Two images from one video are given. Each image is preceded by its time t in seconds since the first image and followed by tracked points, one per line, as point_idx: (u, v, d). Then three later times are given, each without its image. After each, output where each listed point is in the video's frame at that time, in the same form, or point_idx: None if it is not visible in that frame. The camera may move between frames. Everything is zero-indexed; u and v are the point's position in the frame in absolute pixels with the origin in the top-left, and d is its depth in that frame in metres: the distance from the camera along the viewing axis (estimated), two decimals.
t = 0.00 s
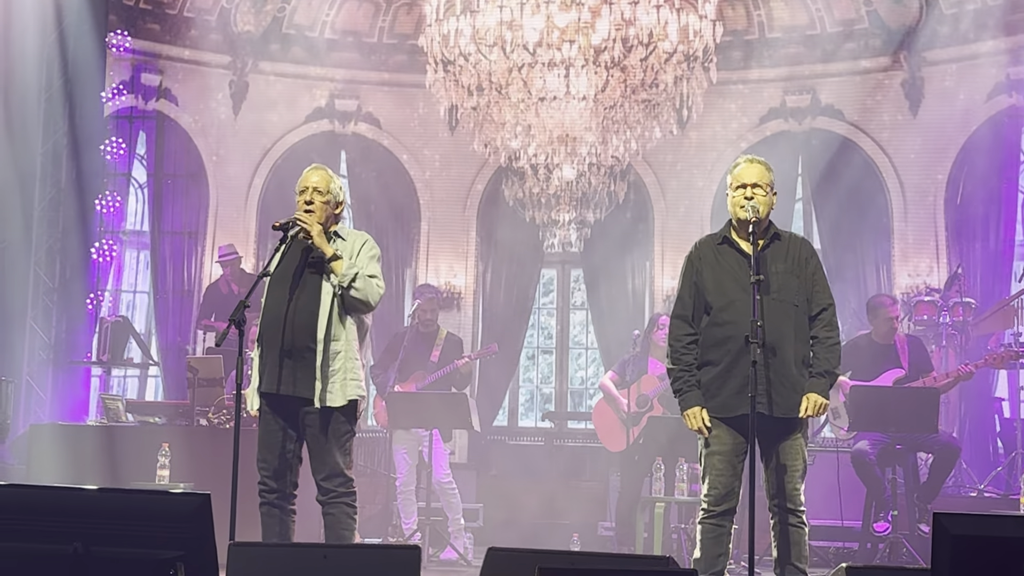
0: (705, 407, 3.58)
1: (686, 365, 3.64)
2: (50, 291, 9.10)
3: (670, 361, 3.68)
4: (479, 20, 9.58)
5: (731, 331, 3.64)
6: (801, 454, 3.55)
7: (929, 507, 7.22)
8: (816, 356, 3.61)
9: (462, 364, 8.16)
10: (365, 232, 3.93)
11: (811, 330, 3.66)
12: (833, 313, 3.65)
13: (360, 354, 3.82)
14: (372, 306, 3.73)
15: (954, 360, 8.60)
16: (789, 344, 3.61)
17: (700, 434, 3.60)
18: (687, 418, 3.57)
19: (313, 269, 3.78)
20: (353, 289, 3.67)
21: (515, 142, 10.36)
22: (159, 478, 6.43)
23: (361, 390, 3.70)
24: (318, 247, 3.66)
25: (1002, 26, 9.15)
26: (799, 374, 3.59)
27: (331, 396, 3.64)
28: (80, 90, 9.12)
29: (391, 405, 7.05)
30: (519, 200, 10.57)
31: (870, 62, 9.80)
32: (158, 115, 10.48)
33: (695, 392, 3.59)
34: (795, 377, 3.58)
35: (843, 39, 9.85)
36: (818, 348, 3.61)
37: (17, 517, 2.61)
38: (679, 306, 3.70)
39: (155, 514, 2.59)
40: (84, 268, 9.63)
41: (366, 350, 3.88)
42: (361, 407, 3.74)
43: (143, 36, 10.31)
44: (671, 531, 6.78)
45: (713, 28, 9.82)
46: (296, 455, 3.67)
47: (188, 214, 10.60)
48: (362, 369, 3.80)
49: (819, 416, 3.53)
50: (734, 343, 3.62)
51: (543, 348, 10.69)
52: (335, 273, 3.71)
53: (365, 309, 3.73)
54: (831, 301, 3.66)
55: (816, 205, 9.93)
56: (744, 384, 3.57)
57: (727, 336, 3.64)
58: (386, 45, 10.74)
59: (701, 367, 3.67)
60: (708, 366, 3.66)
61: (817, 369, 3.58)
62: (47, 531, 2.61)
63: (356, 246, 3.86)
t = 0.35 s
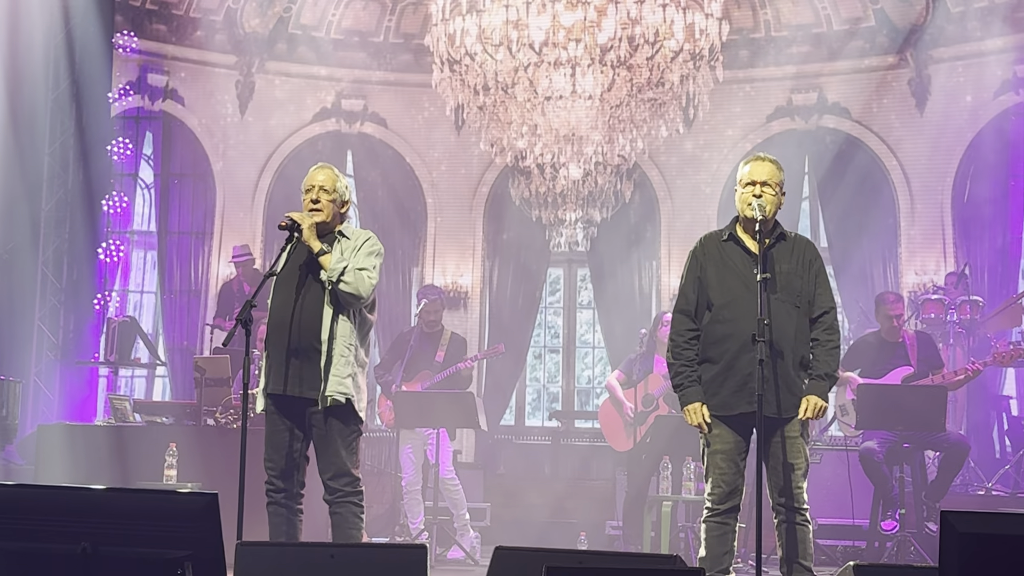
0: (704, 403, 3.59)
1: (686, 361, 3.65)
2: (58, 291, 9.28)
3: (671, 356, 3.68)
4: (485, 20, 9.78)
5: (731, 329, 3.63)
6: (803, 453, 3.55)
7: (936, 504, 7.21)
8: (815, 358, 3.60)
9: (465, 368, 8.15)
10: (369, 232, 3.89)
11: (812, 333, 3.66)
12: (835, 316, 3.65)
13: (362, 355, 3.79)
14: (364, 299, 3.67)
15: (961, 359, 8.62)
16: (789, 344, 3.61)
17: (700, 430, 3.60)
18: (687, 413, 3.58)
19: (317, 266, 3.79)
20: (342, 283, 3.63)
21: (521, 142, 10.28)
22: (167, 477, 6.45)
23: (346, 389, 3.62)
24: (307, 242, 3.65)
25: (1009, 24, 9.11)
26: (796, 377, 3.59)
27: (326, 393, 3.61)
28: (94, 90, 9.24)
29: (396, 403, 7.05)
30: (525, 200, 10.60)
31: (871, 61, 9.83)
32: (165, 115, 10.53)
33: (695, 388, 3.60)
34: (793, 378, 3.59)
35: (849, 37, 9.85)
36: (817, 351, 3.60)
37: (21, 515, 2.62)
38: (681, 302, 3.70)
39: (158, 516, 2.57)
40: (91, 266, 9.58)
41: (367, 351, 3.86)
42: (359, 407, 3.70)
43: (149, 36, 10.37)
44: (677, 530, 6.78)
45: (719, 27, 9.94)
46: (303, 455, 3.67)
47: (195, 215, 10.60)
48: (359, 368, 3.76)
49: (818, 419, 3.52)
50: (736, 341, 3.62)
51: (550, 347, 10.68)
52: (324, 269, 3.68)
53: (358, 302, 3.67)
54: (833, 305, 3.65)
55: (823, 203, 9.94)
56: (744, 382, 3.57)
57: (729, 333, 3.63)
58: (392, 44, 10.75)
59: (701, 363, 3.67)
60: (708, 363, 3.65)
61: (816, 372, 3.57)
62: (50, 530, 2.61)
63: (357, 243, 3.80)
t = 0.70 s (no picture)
0: (717, 404, 3.58)
1: (698, 362, 3.64)
2: (67, 293, 9.19)
3: (682, 358, 3.67)
4: (494, 20, 10.06)
5: (743, 329, 3.62)
6: (814, 452, 3.55)
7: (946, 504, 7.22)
8: (827, 356, 3.59)
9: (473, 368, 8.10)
10: (377, 232, 3.89)
11: (823, 330, 3.66)
12: (845, 313, 3.64)
13: (371, 355, 3.79)
14: (372, 298, 3.69)
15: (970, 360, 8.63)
16: (801, 343, 3.60)
17: (713, 432, 3.59)
18: (700, 415, 3.57)
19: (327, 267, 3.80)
20: (350, 283, 3.64)
21: (530, 141, 10.37)
22: (177, 477, 6.47)
23: (354, 388, 3.64)
24: (313, 242, 3.65)
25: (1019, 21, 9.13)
26: (809, 374, 3.58)
27: (335, 393, 3.63)
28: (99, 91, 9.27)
29: (407, 403, 7.06)
30: (533, 200, 10.58)
31: (883, 60, 9.73)
32: (174, 116, 10.54)
33: (708, 389, 3.59)
34: (804, 377, 3.58)
35: (857, 37, 9.78)
36: (829, 348, 3.60)
37: (28, 516, 2.61)
38: (691, 303, 3.70)
39: (168, 516, 2.58)
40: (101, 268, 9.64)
41: (376, 351, 3.86)
42: (367, 407, 3.71)
43: (158, 37, 10.37)
44: (687, 529, 6.77)
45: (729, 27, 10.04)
46: (312, 455, 3.68)
47: (204, 216, 10.65)
48: (368, 368, 3.76)
49: (831, 416, 3.52)
50: (747, 341, 3.61)
51: (559, 347, 10.71)
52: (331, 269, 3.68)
53: (366, 302, 3.69)
54: (844, 302, 3.65)
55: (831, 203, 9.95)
56: (756, 382, 3.56)
57: (740, 333, 3.62)
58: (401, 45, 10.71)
59: (713, 364, 3.67)
60: (720, 363, 3.65)
61: (828, 370, 3.56)
62: (58, 531, 2.60)
63: (366, 243, 3.81)
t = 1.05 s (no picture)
0: (732, 406, 3.57)
1: (713, 365, 3.63)
2: (77, 293, 9.10)
3: (696, 361, 3.67)
4: (504, 21, 9.63)
5: (757, 330, 3.62)
6: (828, 453, 3.53)
7: (957, 504, 7.19)
8: (842, 354, 3.58)
9: (491, 367, 8.00)
10: (387, 234, 3.90)
11: (838, 329, 3.65)
12: (859, 311, 3.63)
13: (382, 357, 3.79)
14: (383, 299, 3.69)
15: (982, 361, 8.60)
16: (815, 342, 3.60)
17: (728, 434, 3.58)
18: (716, 418, 3.56)
19: (336, 269, 3.80)
20: (361, 285, 3.64)
21: (540, 142, 10.17)
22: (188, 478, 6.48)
23: (368, 390, 3.64)
24: (323, 244, 3.67)
25: None
26: (824, 373, 3.57)
27: (348, 396, 3.63)
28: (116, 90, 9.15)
29: (420, 404, 7.05)
30: (544, 200, 10.54)
31: (894, 60, 9.73)
32: (184, 118, 10.57)
33: (723, 391, 3.58)
34: (820, 376, 3.57)
35: (869, 36, 9.80)
36: (843, 348, 3.59)
37: (42, 517, 2.62)
38: (704, 306, 3.69)
39: (177, 519, 2.58)
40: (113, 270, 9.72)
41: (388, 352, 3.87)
42: (379, 408, 3.71)
43: (169, 39, 10.40)
44: (698, 530, 6.77)
45: (738, 27, 9.81)
46: (323, 457, 3.69)
47: (214, 217, 10.64)
48: (380, 370, 3.76)
49: (847, 415, 3.50)
50: (761, 342, 3.61)
51: (569, 347, 10.72)
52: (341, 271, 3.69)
53: (376, 303, 3.68)
54: (857, 300, 3.64)
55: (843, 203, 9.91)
56: (771, 383, 3.55)
57: (754, 334, 3.62)
58: (412, 46, 10.82)
59: (728, 367, 3.66)
60: (735, 365, 3.64)
61: (844, 368, 3.55)
62: (73, 532, 2.61)
63: (376, 245, 3.81)
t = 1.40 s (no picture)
0: (743, 408, 3.57)
1: (723, 366, 3.63)
2: (88, 295, 9.15)
3: (707, 362, 3.66)
4: (514, 22, 9.50)
5: (768, 331, 3.61)
6: (839, 454, 3.53)
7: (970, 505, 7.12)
8: (852, 356, 3.57)
9: (507, 368, 7.97)
10: (398, 235, 3.90)
11: (848, 331, 3.64)
12: (870, 313, 3.62)
13: (392, 358, 3.81)
14: (393, 301, 3.69)
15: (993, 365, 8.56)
16: (827, 343, 3.59)
17: (740, 435, 3.58)
18: (727, 419, 3.56)
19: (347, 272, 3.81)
20: (372, 286, 3.65)
21: (550, 143, 10.19)
22: (200, 479, 6.48)
23: (377, 392, 3.66)
24: (333, 246, 3.68)
25: None
26: (835, 375, 3.57)
27: (358, 397, 3.64)
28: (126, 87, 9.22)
29: (432, 405, 7.04)
30: (554, 201, 10.58)
31: (905, 60, 9.71)
32: (195, 119, 10.53)
33: (734, 393, 3.58)
34: (831, 378, 3.56)
35: (880, 37, 9.75)
36: (854, 349, 3.58)
37: (54, 519, 2.63)
38: (715, 307, 3.69)
39: (191, 519, 2.58)
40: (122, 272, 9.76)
41: (398, 354, 3.88)
42: (389, 410, 3.73)
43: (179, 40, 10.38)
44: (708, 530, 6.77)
45: (748, 27, 9.73)
46: (334, 458, 3.70)
47: (225, 218, 10.69)
48: (390, 371, 3.78)
49: (857, 418, 3.50)
50: (772, 344, 3.60)
51: (580, 348, 10.70)
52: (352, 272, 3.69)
53: (387, 305, 3.69)
54: (868, 302, 3.63)
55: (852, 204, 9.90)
56: (782, 385, 3.55)
57: (765, 336, 3.61)
58: (422, 47, 10.89)
59: (739, 368, 3.65)
60: (745, 366, 3.64)
61: (853, 370, 3.55)
62: (85, 534, 2.62)
63: (386, 247, 3.83)
